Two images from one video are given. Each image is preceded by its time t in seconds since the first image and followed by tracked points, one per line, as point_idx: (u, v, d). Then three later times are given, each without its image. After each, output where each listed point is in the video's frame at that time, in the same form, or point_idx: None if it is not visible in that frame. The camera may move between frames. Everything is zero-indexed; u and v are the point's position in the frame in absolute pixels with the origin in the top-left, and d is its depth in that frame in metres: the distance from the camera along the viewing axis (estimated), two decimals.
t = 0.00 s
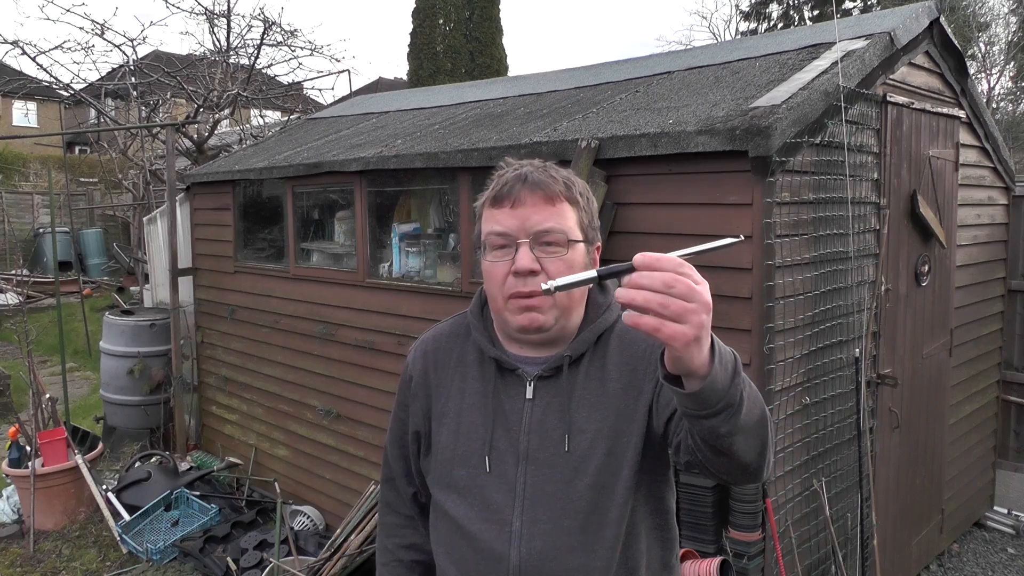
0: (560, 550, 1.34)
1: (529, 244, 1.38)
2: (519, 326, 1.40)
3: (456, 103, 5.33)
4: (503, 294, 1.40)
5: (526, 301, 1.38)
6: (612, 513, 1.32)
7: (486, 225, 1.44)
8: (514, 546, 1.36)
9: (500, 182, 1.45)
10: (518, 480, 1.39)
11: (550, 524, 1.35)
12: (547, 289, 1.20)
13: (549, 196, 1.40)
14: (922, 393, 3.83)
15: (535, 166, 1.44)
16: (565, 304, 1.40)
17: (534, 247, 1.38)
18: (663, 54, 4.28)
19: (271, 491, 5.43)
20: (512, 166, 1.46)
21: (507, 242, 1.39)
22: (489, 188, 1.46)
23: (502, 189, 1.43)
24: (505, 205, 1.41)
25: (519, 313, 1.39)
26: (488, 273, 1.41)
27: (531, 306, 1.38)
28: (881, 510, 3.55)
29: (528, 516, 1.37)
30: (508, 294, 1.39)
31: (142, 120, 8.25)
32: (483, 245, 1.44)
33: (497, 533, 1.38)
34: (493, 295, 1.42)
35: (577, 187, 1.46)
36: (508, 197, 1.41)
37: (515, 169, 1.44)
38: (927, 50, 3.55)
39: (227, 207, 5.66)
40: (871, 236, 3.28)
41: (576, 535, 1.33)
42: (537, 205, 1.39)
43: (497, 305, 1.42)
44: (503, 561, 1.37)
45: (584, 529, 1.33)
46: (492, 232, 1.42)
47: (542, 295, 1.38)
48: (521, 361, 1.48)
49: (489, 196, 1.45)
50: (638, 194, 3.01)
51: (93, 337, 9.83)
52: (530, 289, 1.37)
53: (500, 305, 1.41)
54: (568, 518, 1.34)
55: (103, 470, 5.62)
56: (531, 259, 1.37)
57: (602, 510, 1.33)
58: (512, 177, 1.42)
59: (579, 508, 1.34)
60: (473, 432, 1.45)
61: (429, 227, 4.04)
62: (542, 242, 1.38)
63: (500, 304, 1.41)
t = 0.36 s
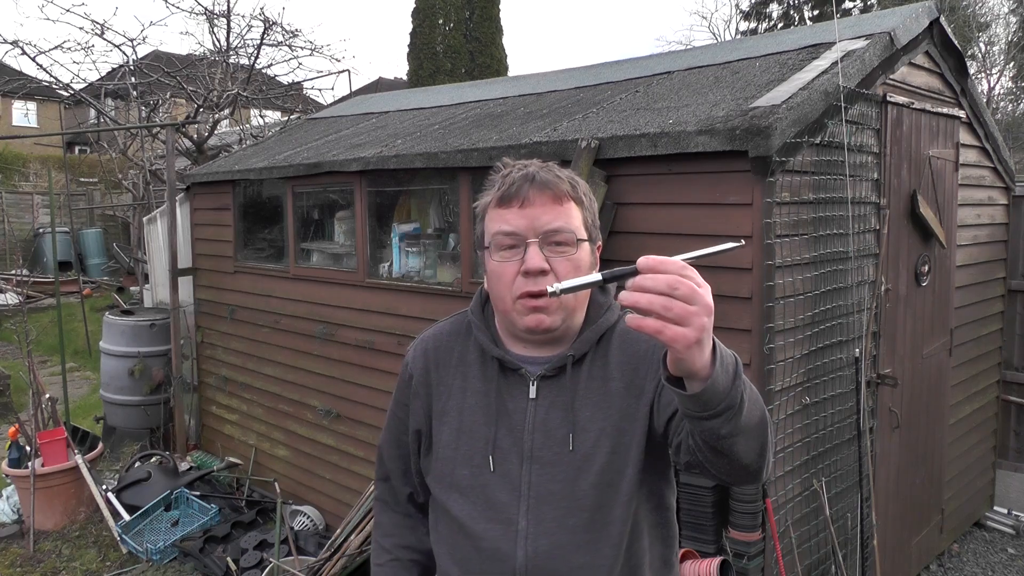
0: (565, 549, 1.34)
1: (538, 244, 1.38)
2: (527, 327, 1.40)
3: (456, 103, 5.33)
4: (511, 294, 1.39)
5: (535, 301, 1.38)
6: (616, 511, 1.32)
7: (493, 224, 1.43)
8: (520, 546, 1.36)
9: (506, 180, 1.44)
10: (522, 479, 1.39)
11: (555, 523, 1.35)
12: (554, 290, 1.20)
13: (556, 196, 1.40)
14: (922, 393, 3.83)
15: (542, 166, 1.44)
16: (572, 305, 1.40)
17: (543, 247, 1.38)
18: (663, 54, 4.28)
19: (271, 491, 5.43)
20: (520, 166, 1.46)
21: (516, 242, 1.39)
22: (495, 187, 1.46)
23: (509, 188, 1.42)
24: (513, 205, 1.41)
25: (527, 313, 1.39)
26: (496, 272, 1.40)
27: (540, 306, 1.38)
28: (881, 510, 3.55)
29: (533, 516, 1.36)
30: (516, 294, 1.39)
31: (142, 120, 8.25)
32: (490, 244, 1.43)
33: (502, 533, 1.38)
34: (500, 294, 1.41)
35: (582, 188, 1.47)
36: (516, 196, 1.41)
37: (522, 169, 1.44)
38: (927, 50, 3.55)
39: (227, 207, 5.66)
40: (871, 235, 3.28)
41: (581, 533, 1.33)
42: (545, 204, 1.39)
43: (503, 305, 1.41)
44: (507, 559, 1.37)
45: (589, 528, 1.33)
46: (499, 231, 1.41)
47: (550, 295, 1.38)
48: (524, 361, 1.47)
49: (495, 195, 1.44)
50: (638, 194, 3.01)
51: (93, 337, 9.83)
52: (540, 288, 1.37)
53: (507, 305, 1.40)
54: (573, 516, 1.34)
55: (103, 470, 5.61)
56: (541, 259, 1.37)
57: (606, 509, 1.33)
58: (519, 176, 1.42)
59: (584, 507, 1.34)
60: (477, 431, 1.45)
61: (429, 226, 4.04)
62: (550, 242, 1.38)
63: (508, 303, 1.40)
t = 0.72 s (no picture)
0: (566, 549, 1.34)
1: (539, 243, 1.38)
2: (527, 326, 1.39)
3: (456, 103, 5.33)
4: (511, 292, 1.39)
5: (536, 301, 1.38)
6: (617, 511, 1.33)
7: (491, 224, 1.43)
8: (522, 546, 1.36)
9: (504, 180, 1.44)
10: (522, 480, 1.39)
11: (555, 523, 1.35)
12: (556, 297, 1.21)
13: (555, 196, 1.41)
14: (922, 393, 3.83)
15: (540, 165, 1.44)
16: (571, 304, 1.40)
17: (544, 246, 1.38)
18: (664, 54, 4.28)
19: (271, 491, 5.43)
20: (517, 165, 1.46)
21: (517, 241, 1.39)
22: (494, 186, 1.45)
23: (508, 188, 1.42)
24: (513, 205, 1.40)
25: (527, 312, 1.39)
26: (496, 272, 1.40)
27: (540, 305, 1.38)
28: (881, 510, 3.55)
29: (534, 516, 1.36)
30: (517, 293, 1.38)
31: (142, 120, 8.24)
32: (489, 243, 1.43)
33: (503, 534, 1.38)
34: (500, 294, 1.41)
35: (579, 187, 1.48)
36: (516, 196, 1.41)
37: (521, 168, 1.44)
38: (927, 50, 3.55)
39: (227, 207, 5.67)
40: (871, 236, 3.28)
41: (582, 532, 1.34)
42: (545, 204, 1.39)
43: (503, 304, 1.41)
44: (508, 561, 1.36)
45: (590, 527, 1.33)
46: (499, 231, 1.41)
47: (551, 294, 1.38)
48: (522, 361, 1.48)
49: (494, 195, 1.44)
50: (638, 194, 3.01)
51: (93, 337, 9.83)
52: (541, 288, 1.37)
53: (507, 303, 1.40)
54: (573, 516, 1.34)
55: (103, 470, 5.61)
56: (543, 257, 1.37)
57: (607, 508, 1.33)
58: (518, 176, 1.42)
59: (584, 506, 1.34)
60: (476, 432, 1.45)
61: (429, 226, 4.04)
62: (550, 241, 1.38)
63: (508, 302, 1.40)
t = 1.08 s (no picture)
0: (565, 548, 1.34)
1: (534, 249, 1.38)
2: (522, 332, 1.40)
3: (456, 103, 5.33)
4: (506, 297, 1.40)
5: (531, 305, 1.38)
6: (616, 511, 1.33)
7: (486, 230, 1.43)
8: (520, 545, 1.36)
9: (499, 184, 1.43)
10: (522, 479, 1.38)
11: (554, 522, 1.35)
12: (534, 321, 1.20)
13: (551, 200, 1.40)
14: (922, 393, 3.83)
15: (535, 167, 1.43)
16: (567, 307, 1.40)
17: (538, 252, 1.38)
18: (664, 53, 4.28)
19: (271, 491, 5.43)
20: (513, 168, 1.45)
21: (511, 248, 1.39)
22: (489, 190, 1.45)
23: (502, 193, 1.42)
24: (507, 210, 1.40)
25: (522, 316, 1.39)
26: (491, 277, 1.40)
27: (533, 311, 1.38)
28: (881, 510, 3.55)
29: (533, 515, 1.36)
30: (511, 300, 1.39)
31: (142, 120, 8.25)
32: (484, 250, 1.43)
33: (502, 532, 1.37)
34: (496, 300, 1.41)
35: (576, 188, 1.47)
36: (510, 202, 1.40)
37: (515, 172, 1.43)
38: (927, 50, 3.55)
39: (227, 208, 5.67)
40: (871, 236, 3.28)
41: (581, 532, 1.34)
42: (539, 209, 1.39)
43: (499, 310, 1.42)
44: (506, 559, 1.37)
45: (588, 527, 1.34)
46: (494, 238, 1.41)
47: (547, 300, 1.38)
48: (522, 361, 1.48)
49: (488, 201, 1.44)
50: (638, 194, 3.01)
51: (93, 337, 9.84)
52: (535, 293, 1.37)
53: (502, 308, 1.41)
54: (572, 516, 1.35)
55: (103, 470, 5.60)
56: (537, 264, 1.37)
57: (605, 508, 1.34)
58: (512, 180, 1.42)
59: (582, 506, 1.34)
60: (475, 431, 1.45)
61: (429, 227, 4.04)
62: (546, 247, 1.38)
63: (505, 308, 1.40)
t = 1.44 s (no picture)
0: (574, 540, 1.34)
1: (547, 248, 1.36)
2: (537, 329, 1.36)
3: (456, 103, 5.32)
4: (519, 296, 1.37)
5: (546, 304, 1.36)
6: (622, 503, 1.35)
7: (495, 230, 1.41)
8: (530, 537, 1.35)
9: (507, 185, 1.43)
10: (530, 472, 1.38)
11: (563, 515, 1.35)
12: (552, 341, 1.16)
13: (559, 200, 1.41)
14: (922, 393, 3.83)
15: (541, 169, 1.45)
16: (580, 304, 1.39)
17: (551, 250, 1.37)
18: (664, 53, 4.27)
19: (271, 491, 5.43)
20: (519, 170, 1.46)
21: (525, 247, 1.37)
22: (497, 192, 1.44)
23: (513, 193, 1.41)
24: (519, 210, 1.39)
25: (537, 315, 1.37)
26: (503, 278, 1.37)
27: (550, 310, 1.36)
28: (881, 510, 3.54)
29: (542, 508, 1.36)
30: (524, 298, 1.36)
31: (142, 120, 8.24)
32: (495, 248, 1.40)
33: (509, 526, 1.37)
34: (508, 299, 1.38)
35: (578, 191, 1.49)
36: (521, 202, 1.40)
37: (523, 173, 1.44)
38: (927, 50, 3.55)
39: (227, 208, 5.67)
40: (871, 236, 3.28)
41: (590, 525, 1.35)
42: (550, 209, 1.39)
43: (510, 309, 1.39)
44: (514, 553, 1.36)
45: (596, 519, 1.35)
46: (506, 237, 1.38)
47: (560, 298, 1.36)
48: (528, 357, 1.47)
49: (498, 201, 1.42)
50: (638, 194, 3.01)
51: (93, 337, 9.84)
52: (550, 291, 1.35)
53: (516, 307, 1.37)
54: (580, 508, 1.35)
55: (103, 470, 5.60)
56: (551, 262, 1.35)
57: (612, 500, 1.36)
58: (522, 181, 1.42)
59: (590, 500, 1.36)
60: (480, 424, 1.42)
61: (429, 227, 4.04)
62: (559, 245, 1.37)
63: (518, 308, 1.37)
